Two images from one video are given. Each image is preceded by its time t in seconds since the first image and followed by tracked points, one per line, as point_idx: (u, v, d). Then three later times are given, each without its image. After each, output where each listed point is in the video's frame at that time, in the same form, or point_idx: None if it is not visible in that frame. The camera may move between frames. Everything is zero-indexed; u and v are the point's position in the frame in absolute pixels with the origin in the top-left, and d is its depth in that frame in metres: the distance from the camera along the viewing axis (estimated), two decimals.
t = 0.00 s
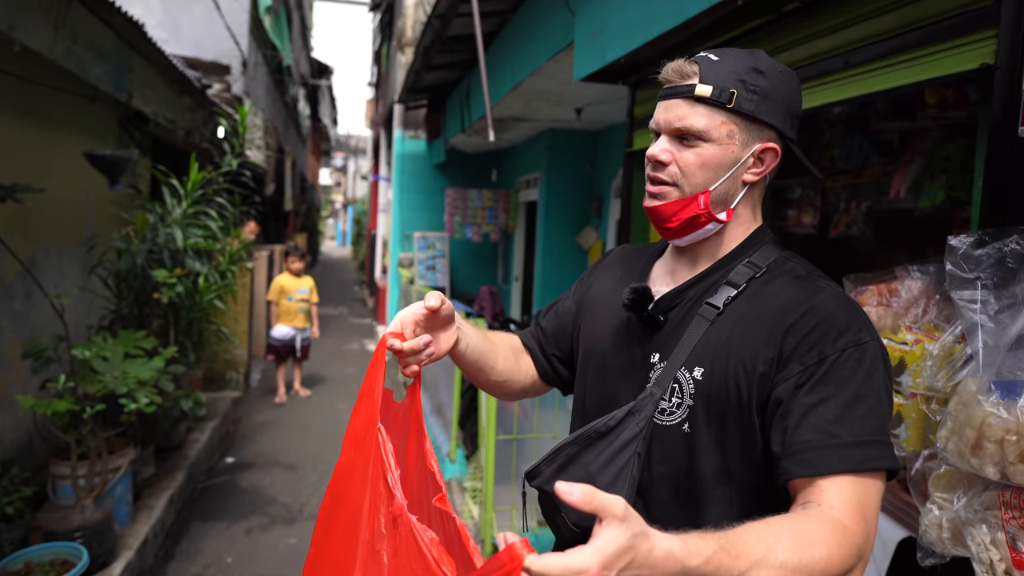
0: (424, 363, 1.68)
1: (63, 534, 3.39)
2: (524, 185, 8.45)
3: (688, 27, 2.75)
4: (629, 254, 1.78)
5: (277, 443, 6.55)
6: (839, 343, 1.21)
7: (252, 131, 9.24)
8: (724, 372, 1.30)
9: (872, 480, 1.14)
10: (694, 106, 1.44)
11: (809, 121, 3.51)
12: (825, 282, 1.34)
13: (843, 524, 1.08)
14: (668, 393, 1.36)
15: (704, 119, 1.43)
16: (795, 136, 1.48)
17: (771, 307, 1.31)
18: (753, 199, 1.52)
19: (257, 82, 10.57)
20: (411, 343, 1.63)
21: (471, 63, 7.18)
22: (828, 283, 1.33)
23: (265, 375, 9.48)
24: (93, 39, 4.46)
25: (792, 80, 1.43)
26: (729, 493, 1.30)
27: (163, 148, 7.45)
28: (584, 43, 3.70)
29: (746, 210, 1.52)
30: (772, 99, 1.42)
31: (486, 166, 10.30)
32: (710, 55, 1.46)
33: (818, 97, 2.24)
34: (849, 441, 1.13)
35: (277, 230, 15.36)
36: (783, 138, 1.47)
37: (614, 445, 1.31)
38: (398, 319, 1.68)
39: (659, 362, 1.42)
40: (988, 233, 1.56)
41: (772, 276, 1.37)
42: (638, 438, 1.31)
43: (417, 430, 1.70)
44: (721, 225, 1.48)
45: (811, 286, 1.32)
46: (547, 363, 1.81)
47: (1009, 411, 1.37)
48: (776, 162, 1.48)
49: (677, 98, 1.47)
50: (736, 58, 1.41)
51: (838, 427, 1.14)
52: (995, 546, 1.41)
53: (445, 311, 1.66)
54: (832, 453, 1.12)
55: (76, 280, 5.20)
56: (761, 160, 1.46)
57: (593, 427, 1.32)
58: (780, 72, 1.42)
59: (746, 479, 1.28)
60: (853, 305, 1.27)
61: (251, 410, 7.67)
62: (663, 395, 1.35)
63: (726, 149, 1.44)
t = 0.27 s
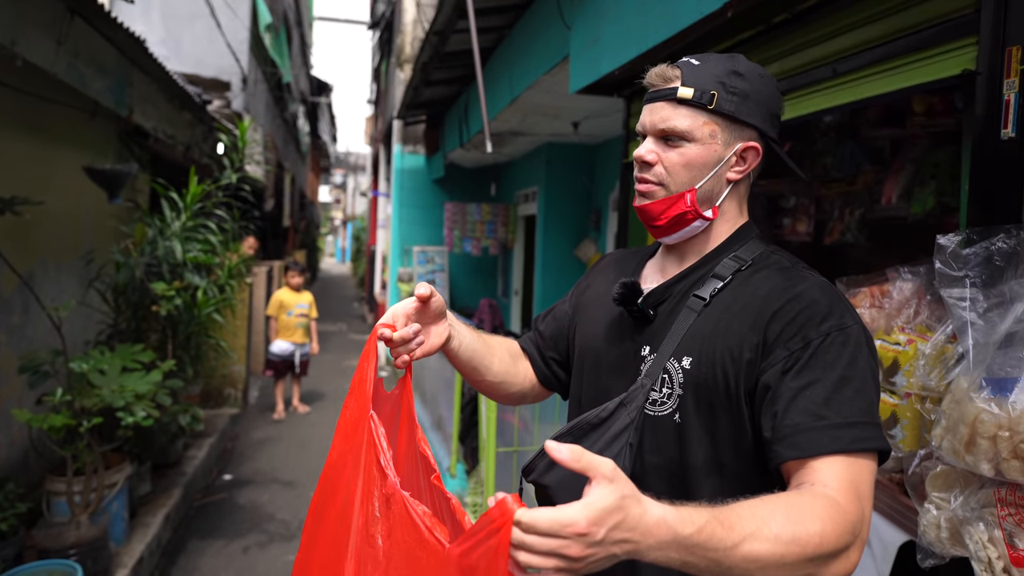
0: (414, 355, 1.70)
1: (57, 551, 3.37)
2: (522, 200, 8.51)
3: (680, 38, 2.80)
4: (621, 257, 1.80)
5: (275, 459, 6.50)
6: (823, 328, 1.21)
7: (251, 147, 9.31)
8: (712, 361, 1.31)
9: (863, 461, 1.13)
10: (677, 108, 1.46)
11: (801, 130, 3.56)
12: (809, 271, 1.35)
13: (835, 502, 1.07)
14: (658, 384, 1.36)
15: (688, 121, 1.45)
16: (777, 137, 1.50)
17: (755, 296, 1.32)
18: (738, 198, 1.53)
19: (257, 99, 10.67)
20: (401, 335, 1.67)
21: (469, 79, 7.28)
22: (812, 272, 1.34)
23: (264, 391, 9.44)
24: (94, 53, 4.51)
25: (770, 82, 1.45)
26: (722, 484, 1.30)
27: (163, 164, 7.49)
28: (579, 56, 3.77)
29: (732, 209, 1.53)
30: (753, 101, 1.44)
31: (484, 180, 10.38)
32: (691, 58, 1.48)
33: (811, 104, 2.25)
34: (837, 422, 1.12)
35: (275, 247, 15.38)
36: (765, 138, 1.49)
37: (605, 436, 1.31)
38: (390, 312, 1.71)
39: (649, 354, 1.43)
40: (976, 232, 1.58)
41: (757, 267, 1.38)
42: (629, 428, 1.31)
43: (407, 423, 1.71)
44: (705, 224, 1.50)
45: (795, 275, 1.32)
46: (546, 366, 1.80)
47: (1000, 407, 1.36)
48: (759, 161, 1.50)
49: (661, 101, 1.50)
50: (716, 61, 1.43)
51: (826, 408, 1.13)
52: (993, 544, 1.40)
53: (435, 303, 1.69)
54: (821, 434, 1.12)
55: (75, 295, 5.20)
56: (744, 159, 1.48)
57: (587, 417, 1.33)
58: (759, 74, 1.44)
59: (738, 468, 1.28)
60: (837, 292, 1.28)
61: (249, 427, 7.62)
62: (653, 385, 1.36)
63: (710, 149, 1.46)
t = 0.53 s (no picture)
0: (402, 376, 1.69)
1: (63, 554, 3.40)
2: (524, 207, 8.54)
3: (677, 44, 2.82)
4: (608, 256, 1.81)
5: (278, 467, 6.51)
6: (803, 307, 1.22)
7: (254, 155, 9.39)
8: (702, 350, 1.33)
9: (843, 431, 1.12)
10: (695, 105, 1.44)
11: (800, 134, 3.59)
12: (791, 258, 1.36)
13: (809, 464, 1.06)
14: (652, 375, 1.38)
15: (705, 118, 1.44)
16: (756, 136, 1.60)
17: (739, 284, 1.34)
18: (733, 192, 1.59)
19: (259, 108, 10.75)
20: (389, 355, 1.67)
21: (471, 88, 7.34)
22: (794, 259, 1.36)
23: (267, 400, 9.46)
24: (104, 67, 4.60)
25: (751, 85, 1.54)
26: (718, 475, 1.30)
27: (166, 173, 7.55)
28: (578, 62, 3.80)
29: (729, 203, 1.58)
30: (746, 102, 1.50)
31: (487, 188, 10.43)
32: (692, 58, 1.48)
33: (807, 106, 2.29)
34: (815, 393, 1.12)
35: (278, 257, 15.43)
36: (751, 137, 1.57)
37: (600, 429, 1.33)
38: (377, 335, 1.71)
39: (642, 348, 1.45)
40: (970, 227, 1.60)
41: (742, 258, 1.40)
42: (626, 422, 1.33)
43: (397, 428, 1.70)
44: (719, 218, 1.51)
45: (777, 262, 1.34)
46: (542, 372, 1.82)
47: (994, 401, 1.40)
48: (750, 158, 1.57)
49: (677, 98, 1.45)
50: (716, 63, 1.46)
51: (804, 381, 1.14)
52: (990, 539, 1.43)
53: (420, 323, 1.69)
54: (799, 404, 1.12)
55: (82, 302, 5.24)
56: (741, 157, 1.53)
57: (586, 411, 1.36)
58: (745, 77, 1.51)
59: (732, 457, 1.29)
60: (819, 276, 1.30)
61: (252, 435, 7.63)
62: (646, 378, 1.38)
63: (722, 146, 1.47)
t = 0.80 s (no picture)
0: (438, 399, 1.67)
1: (76, 555, 3.46)
2: (535, 214, 8.57)
3: (682, 43, 2.86)
4: (601, 252, 1.85)
5: (287, 474, 6.56)
6: (776, 281, 1.25)
7: (263, 162, 9.51)
8: (689, 333, 1.36)
9: (810, 393, 1.13)
10: (687, 98, 1.47)
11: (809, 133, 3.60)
12: (771, 241, 1.39)
13: (767, 416, 1.08)
14: (643, 360, 1.41)
15: (696, 110, 1.47)
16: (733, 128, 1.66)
17: (719, 266, 1.38)
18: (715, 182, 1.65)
19: (268, 116, 10.89)
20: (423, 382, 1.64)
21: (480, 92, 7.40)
22: (773, 241, 1.39)
23: (277, 409, 9.53)
24: (109, 72, 4.69)
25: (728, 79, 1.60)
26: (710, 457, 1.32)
27: (173, 179, 7.66)
28: (585, 64, 3.86)
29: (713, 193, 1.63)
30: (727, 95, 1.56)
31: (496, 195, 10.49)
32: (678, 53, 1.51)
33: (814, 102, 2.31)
34: (783, 358, 1.14)
35: (287, 266, 15.55)
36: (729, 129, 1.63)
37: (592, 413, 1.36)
38: (402, 361, 1.69)
39: (633, 336, 1.48)
40: (964, 221, 1.63)
41: (725, 244, 1.43)
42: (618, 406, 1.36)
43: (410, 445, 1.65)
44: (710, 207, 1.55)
45: (759, 246, 1.37)
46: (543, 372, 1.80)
47: (987, 390, 1.43)
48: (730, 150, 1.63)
49: (670, 91, 1.47)
50: (700, 57, 1.50)
51: (772, 347, 1.16)
52: (982, 525, 1.46)
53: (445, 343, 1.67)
54: (766, 367, 1.14)
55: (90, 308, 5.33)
56: (723, 148, 1.59)
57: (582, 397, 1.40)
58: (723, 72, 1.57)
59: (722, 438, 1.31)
60: (797, 255, 1.32)
61: (262, 443, 7.70)
62: (638, 363, 1.41)
63: (711, 138, 1.51)
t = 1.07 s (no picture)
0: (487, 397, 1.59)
1: (93, 549, 3.54)
2: (542, 216, 8.60)
3: (685, 42, 2.89)
4: (601, 242, 1.87)
5: (297, 474, 6.63)
6: (776, 274, 1.28)
7: (272, 167, 9.63)
8: (691, 323, 1.39)
9: (805, 381, 1.16)
10: (691, 93, 1.50)
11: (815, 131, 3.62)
12: (771, 235, 1.42)
13: (762, 398, 1.12)
14: (646, 350, 1.44)
15: (700, 105, 1.50)
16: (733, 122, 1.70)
17: (721, 259, 1.41)
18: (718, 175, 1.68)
19: (277, 121, 11.02)
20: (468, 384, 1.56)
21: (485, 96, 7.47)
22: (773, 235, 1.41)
23: (286, 411, 9.62)
24: (124, 79, 4.79)
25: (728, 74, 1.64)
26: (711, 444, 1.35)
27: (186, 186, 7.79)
28: (589, 65, 3.89)
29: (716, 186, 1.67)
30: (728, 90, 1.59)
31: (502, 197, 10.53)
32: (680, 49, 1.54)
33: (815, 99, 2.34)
34: (780, 347, 1.17)
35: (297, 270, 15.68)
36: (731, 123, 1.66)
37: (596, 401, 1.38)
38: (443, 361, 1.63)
39: (636, 326, 1.51)
40: (962, 211, 1.67)
41: (726, 237, 1.46)
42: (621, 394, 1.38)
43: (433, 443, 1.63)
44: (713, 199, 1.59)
45: (759, 239, 1.40)
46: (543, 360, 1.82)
47: (984, 377, 1.46)
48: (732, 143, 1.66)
49: (673, 87, 1.50)
50: (702, 53, 1.54)
51: (770, 336, 1.19)
52: (982, 514, 1.48)
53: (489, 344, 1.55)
54: (762, 355, 1.17)
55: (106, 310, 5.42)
56: (726, 142, 1.62)
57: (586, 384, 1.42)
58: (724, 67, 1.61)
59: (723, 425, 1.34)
60: (797, 249, 1.35)
61: (273, 444, 7.78)
62: (641, 352, 1.44)
63: (714, 133, 1.54)
